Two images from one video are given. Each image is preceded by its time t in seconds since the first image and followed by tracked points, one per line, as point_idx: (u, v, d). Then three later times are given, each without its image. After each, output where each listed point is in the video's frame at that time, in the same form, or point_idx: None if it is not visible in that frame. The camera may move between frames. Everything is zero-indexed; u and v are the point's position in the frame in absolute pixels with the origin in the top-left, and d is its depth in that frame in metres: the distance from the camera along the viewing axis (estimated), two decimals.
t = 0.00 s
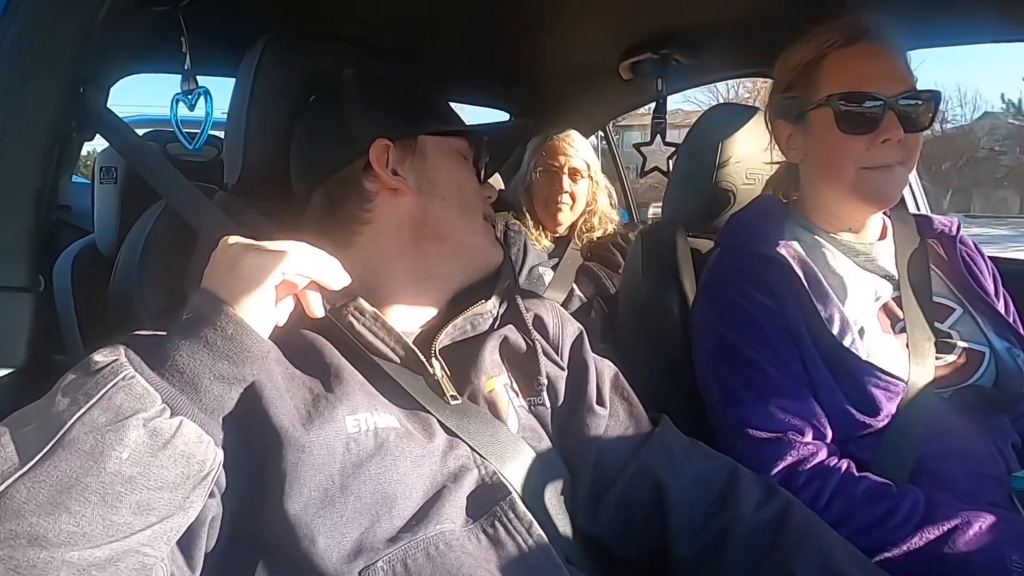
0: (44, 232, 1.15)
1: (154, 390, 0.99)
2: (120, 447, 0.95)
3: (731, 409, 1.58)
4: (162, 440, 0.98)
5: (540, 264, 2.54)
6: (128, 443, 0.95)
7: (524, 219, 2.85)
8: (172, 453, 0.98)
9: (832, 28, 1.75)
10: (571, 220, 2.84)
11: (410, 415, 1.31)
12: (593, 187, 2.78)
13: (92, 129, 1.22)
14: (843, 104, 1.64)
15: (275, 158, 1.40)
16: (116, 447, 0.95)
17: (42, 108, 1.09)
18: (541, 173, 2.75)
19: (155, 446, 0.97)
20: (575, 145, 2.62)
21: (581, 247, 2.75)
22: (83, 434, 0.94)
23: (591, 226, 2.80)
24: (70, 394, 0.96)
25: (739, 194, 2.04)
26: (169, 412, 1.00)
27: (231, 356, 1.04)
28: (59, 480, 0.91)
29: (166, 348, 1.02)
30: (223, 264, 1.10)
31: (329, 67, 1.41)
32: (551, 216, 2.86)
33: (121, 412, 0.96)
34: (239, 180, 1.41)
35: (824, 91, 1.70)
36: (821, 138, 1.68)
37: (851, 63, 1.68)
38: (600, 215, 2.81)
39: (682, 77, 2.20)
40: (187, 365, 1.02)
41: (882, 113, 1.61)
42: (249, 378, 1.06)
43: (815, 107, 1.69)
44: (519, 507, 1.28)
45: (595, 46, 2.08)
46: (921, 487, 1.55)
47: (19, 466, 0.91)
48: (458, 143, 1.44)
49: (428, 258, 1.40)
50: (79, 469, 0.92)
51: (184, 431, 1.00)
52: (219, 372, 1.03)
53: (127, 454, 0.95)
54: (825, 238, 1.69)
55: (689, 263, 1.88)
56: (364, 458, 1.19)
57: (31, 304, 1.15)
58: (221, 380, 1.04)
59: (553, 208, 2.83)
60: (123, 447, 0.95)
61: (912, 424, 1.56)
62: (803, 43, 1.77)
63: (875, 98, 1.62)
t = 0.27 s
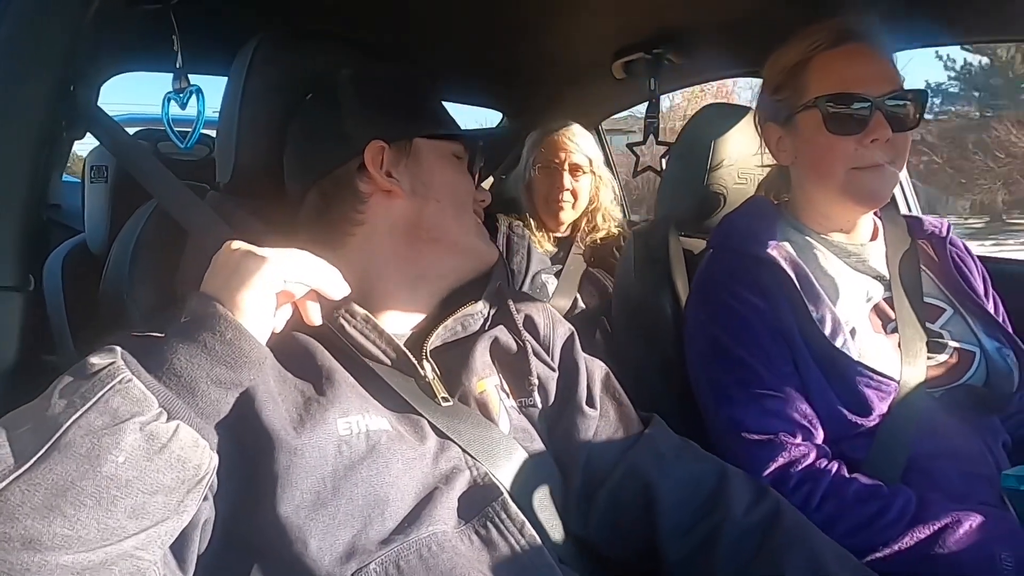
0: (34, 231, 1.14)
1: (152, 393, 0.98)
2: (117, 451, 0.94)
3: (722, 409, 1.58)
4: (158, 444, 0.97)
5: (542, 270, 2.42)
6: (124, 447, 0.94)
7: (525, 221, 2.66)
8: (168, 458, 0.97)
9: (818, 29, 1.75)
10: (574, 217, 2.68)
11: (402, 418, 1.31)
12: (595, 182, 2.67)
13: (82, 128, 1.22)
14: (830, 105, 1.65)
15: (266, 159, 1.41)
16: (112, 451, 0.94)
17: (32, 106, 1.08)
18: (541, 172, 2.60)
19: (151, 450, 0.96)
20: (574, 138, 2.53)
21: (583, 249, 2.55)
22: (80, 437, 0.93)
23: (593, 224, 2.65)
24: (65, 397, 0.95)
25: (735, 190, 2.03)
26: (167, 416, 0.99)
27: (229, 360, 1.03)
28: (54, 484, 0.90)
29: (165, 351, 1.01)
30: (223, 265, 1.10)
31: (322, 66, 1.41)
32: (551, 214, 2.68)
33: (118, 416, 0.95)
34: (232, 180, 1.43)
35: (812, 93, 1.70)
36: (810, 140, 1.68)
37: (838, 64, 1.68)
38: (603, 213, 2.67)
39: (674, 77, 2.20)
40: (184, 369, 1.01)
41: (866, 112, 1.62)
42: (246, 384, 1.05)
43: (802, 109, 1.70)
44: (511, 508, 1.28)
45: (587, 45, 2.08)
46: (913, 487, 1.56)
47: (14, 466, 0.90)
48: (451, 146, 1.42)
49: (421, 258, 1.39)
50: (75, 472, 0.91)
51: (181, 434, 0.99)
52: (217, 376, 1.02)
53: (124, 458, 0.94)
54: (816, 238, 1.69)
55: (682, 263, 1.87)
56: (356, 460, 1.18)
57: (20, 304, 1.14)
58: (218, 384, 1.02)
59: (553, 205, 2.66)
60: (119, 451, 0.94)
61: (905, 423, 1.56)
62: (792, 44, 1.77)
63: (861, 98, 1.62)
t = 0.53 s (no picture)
0: (25, 234, 1.14)
1: (143, 397, 0.98)
2: (107, 457, 0.94)
3: (715, 408, 1.58)
4: (149, 449, 0.96)
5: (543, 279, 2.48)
6: (115, 453, 0.94)
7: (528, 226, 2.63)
8: (160, 462, 0.97)
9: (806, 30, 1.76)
10: (575, 217, 2.67)
11: (397, 418, 1.31)
12: (597, 179, 2.63)
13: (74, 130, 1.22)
14: (821, 106, 1.64)
15: (259, 158, 1.40)
16: (103, 457, 0.93)
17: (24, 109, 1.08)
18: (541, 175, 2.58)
19: (142, 455, 0.96)
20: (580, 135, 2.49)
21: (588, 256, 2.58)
22: (69, 443, 0.92)
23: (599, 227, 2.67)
24: (55, 401, 0.95)
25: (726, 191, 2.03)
26: (157, 420, 0.98)
27: (222, 364, 1.01)
28: (44, 490, 0.90)
29: (157, 354, 1.00)
30: (213, 267, 1.09)
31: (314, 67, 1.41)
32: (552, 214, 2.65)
33: (108, 420, 0.95)
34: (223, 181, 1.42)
35: (801, 94, 1.70)
36: (801, 140, 1.68)
37: (827, 65, 1.68)
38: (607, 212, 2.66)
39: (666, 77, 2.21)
40: (177, 373, 0.99)
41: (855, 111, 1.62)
42: (239, 387, 1.03)
43: (792, 110, 1.69)
44: (507, 506, 1.28)
45: (579, 46, 2.08)
46: (906, 485, 1.57)
47: (3, 472, 0.90)
48: (445, 145, 1.42)
49: (416, 259, 1.39)
50: (64, 478, 0.91)
51: (173, 438, 0.98)
52: (209, 379, 1.01)
53: (114, 463, 0.94)
54: (807, 240, 1.70)
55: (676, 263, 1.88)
56: (352, 459, 1.18)
57: (12, 306, 1.14)
58: (211, 388, 1.01)
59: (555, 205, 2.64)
60: (110, 457, 0.94)
61: (898, 421, 1.56)
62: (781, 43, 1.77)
63: (849, 99, 1.63)
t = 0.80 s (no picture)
0: (17, 233, 1.13)
1: (135, 400, 0.97)
2: (99, 460, 0.93)
3: (708, 409, 1.58)
4: (141, 453, 0.96)
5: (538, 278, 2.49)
6: (107, 456, 0.93)
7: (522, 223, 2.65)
8: (152, 466, 0.97)
9: (794, 30, 1.75)
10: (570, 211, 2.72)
11: (390, 418, 1.30)
12: (589, 173, 2.65)
13: (67, 128, 1.20)
14: (812, 104, 1.65)
15: (252, 155, 1.38)
16: (95, 460, 0.93)
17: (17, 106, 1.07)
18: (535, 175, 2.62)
19: (135, 459, 0.95)
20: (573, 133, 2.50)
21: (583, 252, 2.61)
22: (61, 445, 0.92)
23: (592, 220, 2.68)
24: (47, 403, 0.94)
25: (721, 188, 2.03)
26: (150, 423, 0.98)
27: (216, 366, 1.02)
28: (35, 493, 0.89)
29: (149, 355, 1.00)
30: (211, 265, 1.08)
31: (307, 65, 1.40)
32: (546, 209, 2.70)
33: (101, 424, 0.94)
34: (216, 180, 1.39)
35: (791, 92, 1.70)
36: (794, 138, 1.68)
37: (819, 61, 1.68)
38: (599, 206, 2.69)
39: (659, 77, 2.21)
40: (170, 375, 0.99)
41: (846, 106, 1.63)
42: (233, 389, 1.03)
43: (785, 106, 1.70)
44: (500, 507, 1.28)
45: (573, 44, 2.08)
46: (899, 483, 1.57)
47: None
48: (434, 142, 1.43)
49: (408, 258, 1.39)
50: (56, 481, 0.90)
51: (165, 441, 0.98)
52: (203, 382, 1.01)
53: (107, 467, 0.93)
54: (800, 237, 1.70)
55: (669, 262, 1.88)
56: (345, 460, 1.18)
57: (4, 306, 1.12)
58: (204, 390, 1.01)
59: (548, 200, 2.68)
60: (102, 460, 0.93)
61: (890, 419, 1.57)
62: (771, 42, 1.76)
63: (841, 95, 1.63)
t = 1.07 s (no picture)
0: (10, 233, 1.13)
1: (128, 398, 0.97)
2: (92, 459, 0.93)
3: (701, 410, 1.59)
4: (135, 451, 0.96)
5: (528, 271, 2.61)
6: (100, 454, 0.93)
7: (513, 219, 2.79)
8: (145, 464, 0.96)
9: (783, 30, 1.75)
10: (559, 205, 2.83)
11: (385, 419, 1.30)
12: (577, 167, 2.75)
13: (60, 128, 1.20)
14: (804, 106, 1.66)
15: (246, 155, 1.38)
16: (88, 458, 0.93)
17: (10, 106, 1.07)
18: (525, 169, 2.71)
19: (128, 457, 0.95)
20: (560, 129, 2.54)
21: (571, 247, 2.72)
22: (53, 445, 0.91)
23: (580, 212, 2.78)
24: (40, 402, 0.93)
25: (717, 186, 2.04)
26: (144, 421, 0.98)
27: (208, 364, 1.01)
28: (28, 492, 0.89)
29: (143, 355, 1.00)
30: (202, 263, 1.08)
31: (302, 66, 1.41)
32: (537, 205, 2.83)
33: (94, 422, 0.94)
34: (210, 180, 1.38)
35: (783, 93, 1.71)
36: (786, 140, 1.68)
37: (811, 62, 1.69)
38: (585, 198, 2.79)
39: (653, 77, 2.21)
40: (163, 373, 0.99)
41: (836, 108, 1.64)
42: (226, 387, 1.03)
43: (776, 108, 1.70)
44: (494, 506, 1.28)
45: (568, 45, 2.09)
46: (891, 484, 1.58)
47: None
48: (429, 143, 1.45)
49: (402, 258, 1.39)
50: (49, 480, 0.90)
51: (159, 439, 0.98)
52: (195, 380, 1.01)
53: (100, 465, 0.93)
54: (793, 238, 1.70)
55: (664, 263, 1.88)
56: (340, 459, 1.18)
57: None
58: (196, 388, 1.01)
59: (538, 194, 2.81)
60: (95, 459, 0.93)
61: (883, 421, 1.57)
62: (761, 44, 1.76)
63: (831, 97, 1.64)
